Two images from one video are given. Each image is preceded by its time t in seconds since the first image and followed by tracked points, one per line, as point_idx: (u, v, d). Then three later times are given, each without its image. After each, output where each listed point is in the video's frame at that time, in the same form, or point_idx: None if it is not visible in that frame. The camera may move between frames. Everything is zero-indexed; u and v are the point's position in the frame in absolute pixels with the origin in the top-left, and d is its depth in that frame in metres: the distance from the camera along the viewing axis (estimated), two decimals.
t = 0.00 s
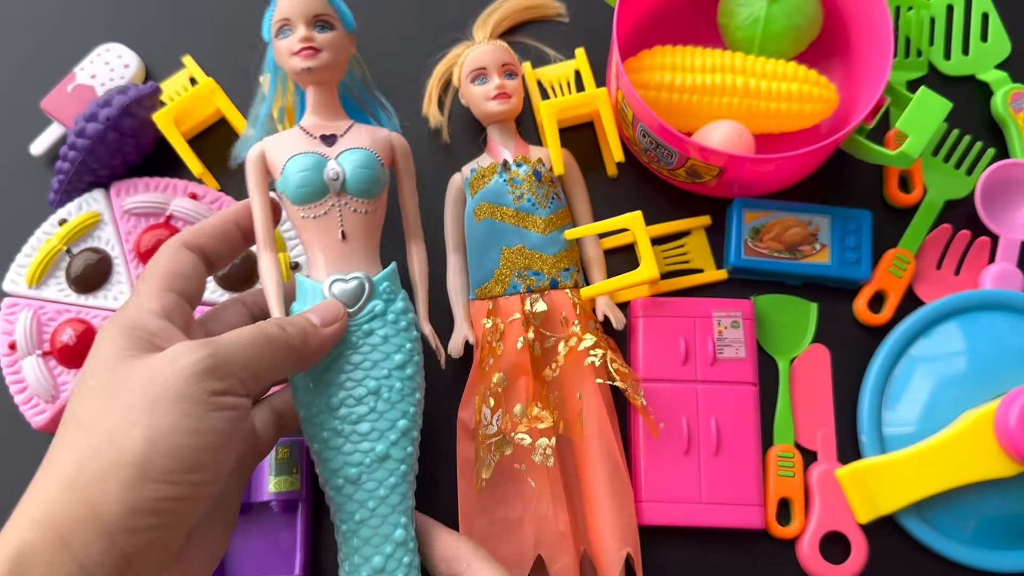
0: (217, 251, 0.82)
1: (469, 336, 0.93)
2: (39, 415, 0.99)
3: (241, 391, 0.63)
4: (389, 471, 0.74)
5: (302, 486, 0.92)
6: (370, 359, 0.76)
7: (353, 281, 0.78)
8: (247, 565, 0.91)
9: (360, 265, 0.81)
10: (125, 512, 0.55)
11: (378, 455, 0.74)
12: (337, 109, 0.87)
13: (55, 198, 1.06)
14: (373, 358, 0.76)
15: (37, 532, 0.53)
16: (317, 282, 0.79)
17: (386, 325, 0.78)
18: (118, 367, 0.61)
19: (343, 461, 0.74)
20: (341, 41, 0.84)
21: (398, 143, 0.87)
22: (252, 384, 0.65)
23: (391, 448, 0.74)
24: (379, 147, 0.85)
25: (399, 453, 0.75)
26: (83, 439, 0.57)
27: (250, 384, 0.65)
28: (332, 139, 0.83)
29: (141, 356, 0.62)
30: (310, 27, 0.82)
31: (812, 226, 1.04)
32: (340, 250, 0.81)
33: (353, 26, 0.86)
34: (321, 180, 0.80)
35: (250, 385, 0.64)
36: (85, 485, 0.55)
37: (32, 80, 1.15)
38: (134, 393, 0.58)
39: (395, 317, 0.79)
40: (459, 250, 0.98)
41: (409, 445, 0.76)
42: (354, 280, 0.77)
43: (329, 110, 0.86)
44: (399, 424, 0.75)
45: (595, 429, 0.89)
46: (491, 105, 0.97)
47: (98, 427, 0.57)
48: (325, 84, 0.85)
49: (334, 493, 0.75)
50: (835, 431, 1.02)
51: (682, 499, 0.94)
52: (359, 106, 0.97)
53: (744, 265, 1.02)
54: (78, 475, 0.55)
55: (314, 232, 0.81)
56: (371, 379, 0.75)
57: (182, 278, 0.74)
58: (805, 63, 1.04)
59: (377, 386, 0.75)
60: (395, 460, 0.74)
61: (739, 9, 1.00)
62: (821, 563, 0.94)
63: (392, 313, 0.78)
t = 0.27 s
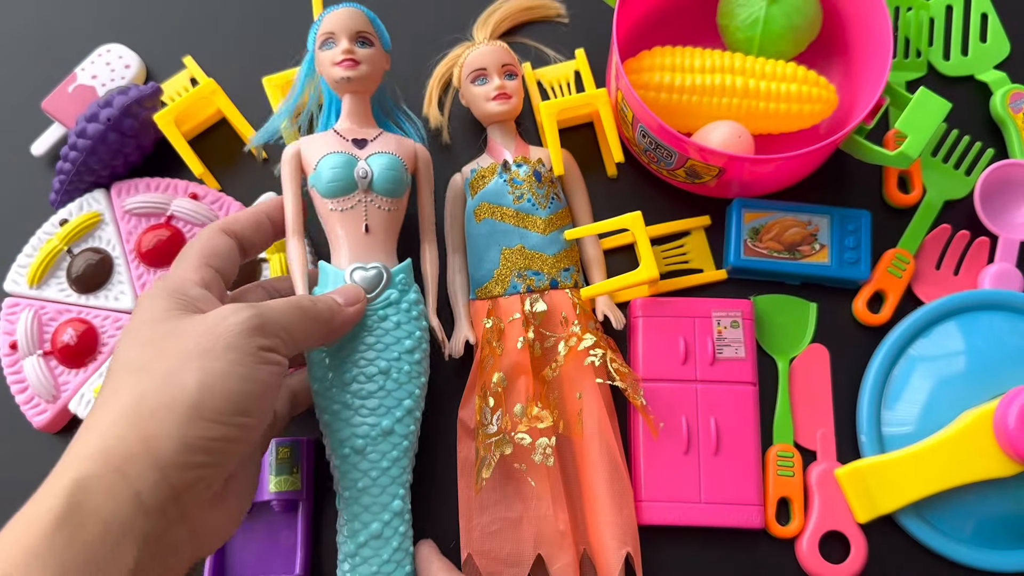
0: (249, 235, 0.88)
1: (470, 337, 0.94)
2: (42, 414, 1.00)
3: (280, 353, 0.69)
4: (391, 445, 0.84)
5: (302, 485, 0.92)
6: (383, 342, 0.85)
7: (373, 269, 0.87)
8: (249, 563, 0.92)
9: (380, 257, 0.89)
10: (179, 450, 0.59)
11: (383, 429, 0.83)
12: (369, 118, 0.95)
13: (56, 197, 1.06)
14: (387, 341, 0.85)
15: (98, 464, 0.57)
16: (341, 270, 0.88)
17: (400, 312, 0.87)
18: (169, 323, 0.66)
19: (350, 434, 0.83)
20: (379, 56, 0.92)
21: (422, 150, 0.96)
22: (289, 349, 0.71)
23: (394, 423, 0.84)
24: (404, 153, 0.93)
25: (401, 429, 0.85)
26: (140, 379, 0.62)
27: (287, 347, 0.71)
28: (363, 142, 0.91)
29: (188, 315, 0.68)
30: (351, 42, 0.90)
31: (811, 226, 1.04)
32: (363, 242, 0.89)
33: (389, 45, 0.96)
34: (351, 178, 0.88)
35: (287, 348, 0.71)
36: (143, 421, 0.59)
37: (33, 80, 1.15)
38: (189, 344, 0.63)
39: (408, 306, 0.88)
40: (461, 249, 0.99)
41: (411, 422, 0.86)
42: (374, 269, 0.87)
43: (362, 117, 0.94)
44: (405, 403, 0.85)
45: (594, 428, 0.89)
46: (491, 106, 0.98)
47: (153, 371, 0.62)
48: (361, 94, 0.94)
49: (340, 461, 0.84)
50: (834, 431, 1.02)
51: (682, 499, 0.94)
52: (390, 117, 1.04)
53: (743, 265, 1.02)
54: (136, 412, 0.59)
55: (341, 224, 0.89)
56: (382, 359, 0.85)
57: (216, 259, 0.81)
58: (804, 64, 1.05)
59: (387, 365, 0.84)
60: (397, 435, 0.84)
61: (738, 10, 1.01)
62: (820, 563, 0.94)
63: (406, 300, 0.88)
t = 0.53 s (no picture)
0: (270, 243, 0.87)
1: (470, 338, 0.94)
2: (41, 414, 1.00)
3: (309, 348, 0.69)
4: (401, 441, 0.85)
5: (303, 485, 0.93)
6: (399, 340, 0.87)
7: (390, 268, 0.90)
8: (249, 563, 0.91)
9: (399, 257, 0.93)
10: (220, 441, 0.60)
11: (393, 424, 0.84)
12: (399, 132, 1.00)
13: (57, 199, 1.06)
14: (401, 339, 0.87)
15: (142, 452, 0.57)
16: (362, 269, 0.91)
17: (414, 311, 0.89)
18: (199, 317, 0.66)
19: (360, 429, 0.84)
20: (408, 73, 0.98)
21: (446, 162, 0.99)
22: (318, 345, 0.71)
23: (404, 419, 0.85)
24: (428, 163, 0.97)
25: (410, 426, 0.85)
26: (176, 371, 0.62)
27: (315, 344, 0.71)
28: (390, 151, 0.96)
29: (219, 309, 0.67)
30: (384, 61, 0.96)
31: (811, 226, 1.04)
32: (384, 241, 0.92)
33: (419, 66, 1.01)
34: (375, 181, 0.93)
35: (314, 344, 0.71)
36: (183, 413, 0.59)
37: (33, 80, 1.15)
38: (224, 338, 0.64)
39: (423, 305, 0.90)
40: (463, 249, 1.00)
41: (421, 419, 0.86)
42: (391, 269, 0.89)
43: (392, 130, 0.99)
44: (415, 400, 0.86)
45: (593, 428, 0.89)
46: (491, 106, 0.98)
47: (189, 363, 0.62)
48: (391, 109, 0.99)
49: (350, 454, 0.85)
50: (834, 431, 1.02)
51: (682, 499, 0.94)
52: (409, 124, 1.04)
53: (743, 266, 1.02)
54: (177, 404, 0.60)
55: (365, 225, 0.93)
56: (395, 356, 0.86)
57: (240, 258, 0.80)
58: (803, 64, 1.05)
59: (399, 362, 0.86)
60: (406, 432, 0.85)
61: (738, 10, 1.01)
62: (820, 563, 0.94)
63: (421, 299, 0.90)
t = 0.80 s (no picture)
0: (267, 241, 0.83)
1: (468, 339, 0.94)
2: (24, 414, 1.00)
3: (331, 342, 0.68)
4: (394, 433, 0.85)
5: (303, 485, 0.93)
6: (393, 333, 0.87)
7: (385, 265, 0.90)
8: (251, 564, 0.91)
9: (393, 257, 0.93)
10: (271, 432, 0.56)
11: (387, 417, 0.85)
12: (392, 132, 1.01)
13: (50, 191, 1.06)
14: (395, 332, 0.87)
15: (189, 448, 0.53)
16: (356, 266, 0.92)
17: (408, 306, 0.90)
18: (225, 313, 0.62)
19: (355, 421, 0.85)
20: (401, 75, 0.98)
21: (438, 160, 1.00)
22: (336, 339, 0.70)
23: (398, 413, 0.85)
24: (421, 162, 0.97)
25: (404, 420, 0.86)
26: (218, 369, 0.58)
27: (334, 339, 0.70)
28: (382, 150, 0.97)
29: (244, 304, 0.64)
30: (376, 61, 0.96)
31: (812, 226, 1.04)
32: (378, 239, 0.93)
33: (412, 66, 1.01)
34: (368, 180, 0.93)
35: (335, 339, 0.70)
36: (234, 408, 0.56)
37: (33, 79, 1.15)
38: (261, 334, 0.61)
39: (417, 300, 0.91)
40: (463, 249, 1.00)
41: (415, 412, 0.87)
42: (385, 265, 0.90)
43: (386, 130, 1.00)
44: (410, 392, 0.87)
45: (590, 429, 0.90)
46: (491, 106, 0.98)
47: (232, 360, 0.58)
48: (384, 109, 0.99)
49: (345, 446, 0.85)
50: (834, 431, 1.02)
51: (681, 499, 0.94)
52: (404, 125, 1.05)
53: (744, 266, 1.02)
54: (221, 399, 0.56)
55: (358, 223, 0.94)
56: (388, 349, 0.86)
57: (237, 258, 0.74)
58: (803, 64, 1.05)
59: (393, 356, 0.86)
60: (399, 426, 0.85)
61: (738, 10, 1.01)
62: (820, 563, 0.94)
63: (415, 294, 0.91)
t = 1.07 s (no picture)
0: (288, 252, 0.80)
1: (468, 338, 0.94)
2: (15, 413, 1.00)
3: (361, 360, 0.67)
4: (384, 431, 0.85)
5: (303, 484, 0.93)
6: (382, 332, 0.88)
7: (374, 267, 0.91)
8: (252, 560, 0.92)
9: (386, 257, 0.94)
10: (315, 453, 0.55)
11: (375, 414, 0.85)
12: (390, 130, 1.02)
13: (48, 186, 1.05)
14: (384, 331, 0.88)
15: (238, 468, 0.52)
16: (350, 268, 0.93)
17: (398, 306, 0.90)
18: (264, 329, 0.60)
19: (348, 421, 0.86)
20: (394, 72, 0.98)
21: (435, 157, 0.99)
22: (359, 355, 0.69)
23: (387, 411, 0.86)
24: (415, 162, 0.98)
25: (393, 417, 0.86)
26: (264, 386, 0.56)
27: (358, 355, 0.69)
28: (376, 151, 0.98)
29: (282, 319, 0.62)
30: (367, 60, 0.96)
31: (812, 226, 1.04)
32: (370, 241, 0.94)
33: (407, 61, 1.01)
34: (359, 184, 0.95)
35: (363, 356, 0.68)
36: (284, 429, 0.54)
37: (32, 79, 1.15)
38: (306, 353, 0.59)
39: (408, 301, 0.91)
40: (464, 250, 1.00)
41: (405, 410, 0.87)
42: (374, 267, 0.91)
43: (383, 129, 1.00)
44: (399, 390, 0.86)
45: (589, 429, 0.90)
46: (491, 106, 0.98)
47: (280, 379, 0.57)
48: (379, 108, 1.00)
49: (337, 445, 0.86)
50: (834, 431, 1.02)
51: (680, 499, 0.94)
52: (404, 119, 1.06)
53: (744, 266, 1.02)
54: (271, 419, 0.54)
55: (353, 224, 0.95)
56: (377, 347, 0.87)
57: (264, 267, 0.71)
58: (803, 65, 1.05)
59: (381, 354, 0.87)
60: (388, 422, 0.85)
61: (738, 10, 1.01)
62: (820, 563, 0.94)
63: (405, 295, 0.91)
